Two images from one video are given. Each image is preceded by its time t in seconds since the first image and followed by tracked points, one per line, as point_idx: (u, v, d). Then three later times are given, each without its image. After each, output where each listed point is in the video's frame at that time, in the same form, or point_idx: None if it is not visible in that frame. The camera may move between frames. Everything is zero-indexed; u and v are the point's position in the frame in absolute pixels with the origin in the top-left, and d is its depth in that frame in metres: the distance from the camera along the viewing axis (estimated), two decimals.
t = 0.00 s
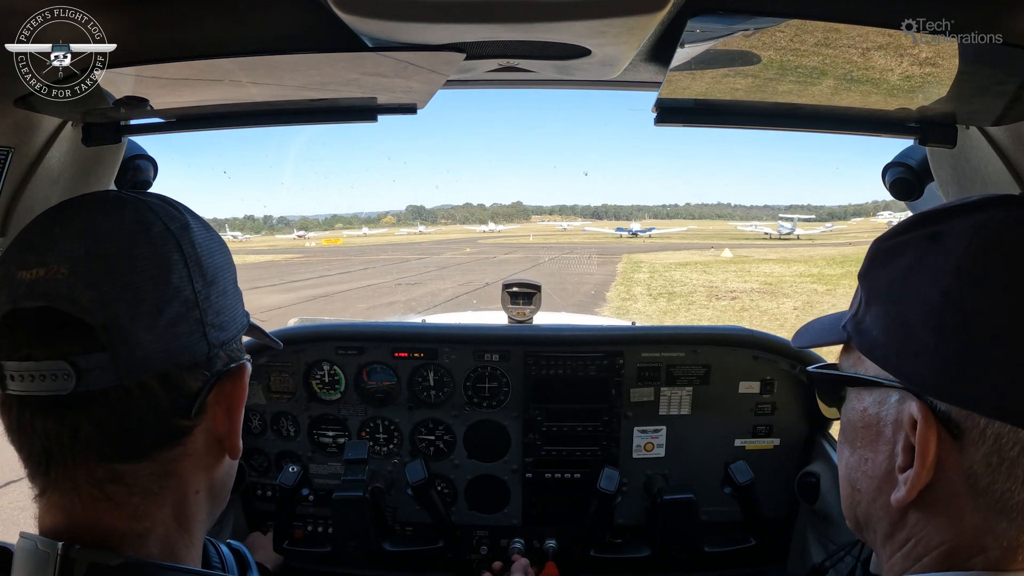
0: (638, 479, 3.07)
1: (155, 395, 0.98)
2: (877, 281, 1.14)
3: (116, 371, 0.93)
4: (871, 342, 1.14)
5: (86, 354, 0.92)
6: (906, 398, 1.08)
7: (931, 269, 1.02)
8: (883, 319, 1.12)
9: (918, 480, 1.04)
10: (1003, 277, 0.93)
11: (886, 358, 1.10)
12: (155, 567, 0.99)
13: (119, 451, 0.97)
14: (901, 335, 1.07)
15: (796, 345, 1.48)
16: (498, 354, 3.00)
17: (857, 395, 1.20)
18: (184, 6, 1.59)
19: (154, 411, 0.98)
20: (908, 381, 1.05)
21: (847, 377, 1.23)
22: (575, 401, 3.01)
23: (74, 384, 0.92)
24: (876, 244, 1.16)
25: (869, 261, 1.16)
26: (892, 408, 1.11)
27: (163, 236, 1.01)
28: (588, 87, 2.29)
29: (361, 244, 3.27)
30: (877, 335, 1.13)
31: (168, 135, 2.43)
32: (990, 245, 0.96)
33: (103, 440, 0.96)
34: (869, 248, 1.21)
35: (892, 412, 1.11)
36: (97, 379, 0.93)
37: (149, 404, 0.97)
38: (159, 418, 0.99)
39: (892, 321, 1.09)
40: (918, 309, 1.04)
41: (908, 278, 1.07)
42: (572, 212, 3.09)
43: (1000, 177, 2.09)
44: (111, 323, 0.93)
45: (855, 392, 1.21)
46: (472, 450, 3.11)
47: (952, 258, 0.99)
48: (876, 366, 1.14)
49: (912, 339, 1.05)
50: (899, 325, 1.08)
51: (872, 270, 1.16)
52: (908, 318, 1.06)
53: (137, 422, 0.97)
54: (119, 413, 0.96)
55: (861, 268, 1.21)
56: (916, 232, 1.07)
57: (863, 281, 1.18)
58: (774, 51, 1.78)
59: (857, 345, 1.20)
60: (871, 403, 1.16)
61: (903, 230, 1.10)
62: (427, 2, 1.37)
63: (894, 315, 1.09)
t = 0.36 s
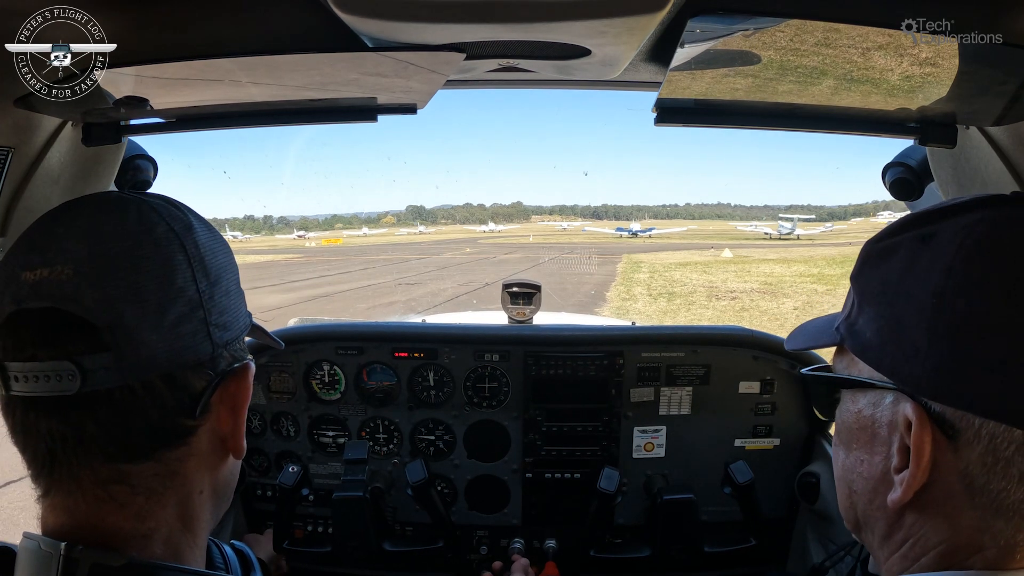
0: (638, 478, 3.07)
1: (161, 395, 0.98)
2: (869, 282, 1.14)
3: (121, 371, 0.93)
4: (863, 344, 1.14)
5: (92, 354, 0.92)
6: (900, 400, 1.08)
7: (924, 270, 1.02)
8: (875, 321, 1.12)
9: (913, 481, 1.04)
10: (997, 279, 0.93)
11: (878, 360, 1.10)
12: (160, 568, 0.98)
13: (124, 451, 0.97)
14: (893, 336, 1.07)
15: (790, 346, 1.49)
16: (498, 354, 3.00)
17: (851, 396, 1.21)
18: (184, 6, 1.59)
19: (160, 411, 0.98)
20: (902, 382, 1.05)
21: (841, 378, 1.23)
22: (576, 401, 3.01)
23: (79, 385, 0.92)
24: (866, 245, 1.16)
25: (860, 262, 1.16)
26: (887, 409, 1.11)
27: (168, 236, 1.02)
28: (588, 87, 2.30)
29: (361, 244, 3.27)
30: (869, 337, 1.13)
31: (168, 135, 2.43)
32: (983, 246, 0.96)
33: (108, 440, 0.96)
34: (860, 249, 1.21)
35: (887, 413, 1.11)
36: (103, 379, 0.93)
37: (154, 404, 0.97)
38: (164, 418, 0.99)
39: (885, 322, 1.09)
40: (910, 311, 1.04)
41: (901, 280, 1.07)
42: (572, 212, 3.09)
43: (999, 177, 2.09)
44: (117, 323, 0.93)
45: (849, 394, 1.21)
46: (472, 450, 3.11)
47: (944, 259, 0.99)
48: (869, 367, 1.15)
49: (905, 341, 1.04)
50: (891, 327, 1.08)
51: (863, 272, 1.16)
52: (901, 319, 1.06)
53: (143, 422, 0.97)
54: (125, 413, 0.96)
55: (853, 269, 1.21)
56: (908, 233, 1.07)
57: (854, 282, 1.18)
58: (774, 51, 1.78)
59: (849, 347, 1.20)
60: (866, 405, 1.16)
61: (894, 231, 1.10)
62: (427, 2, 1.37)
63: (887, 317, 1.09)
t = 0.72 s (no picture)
0: (637, 478, 3.07)
1: (158, 394, 0.98)
2: (866, 285, 1.13)
3: (118, 369, 0.93)
4: (861, 347, 1.13)
5: (89, 354, 0.92)
6: (901, 404, 1.07)
7: (922, 272, 1.02)
8: (874, 324, 1.11)
9: (917, 485, 1.03)
10: (995, 281, 0.94)
11: (879, 364, 1.09)
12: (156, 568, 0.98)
13: (121, 449, 0.97)
14: (893, 339, 1.06)
15: (781, 347, 1.48)
16: (498, 354, 3.00)
17: (848, 399, 1.20)
18: (183, 6, 1.59)
19: (156, 409, 0.98)
20: (903, 386, 1.04)
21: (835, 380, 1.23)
22: (576, 401, 3.01)
23: (76, 384, 0.92)
24: (861, 248, 1.15)
25: (856, 265, 1.15)
26: (887, 413, 1.11)
27: (165, 236, 1.02)
28: (588, 87, 2.30)
29: (361, 244, 3.27)
30: (867, 340, 1.12)
31: (168, 135, 2.43)
32: (981, 247, 0.96)
33: (106, 440, 0.96)
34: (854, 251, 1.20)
35: (886, 417, 1.11)
36: (100, 378, 0.93)
37: (151, 402, 0.98)
38: (161, 417, 0.99)
39: (883, 325, 1.08)
40: (910, 313, 1.03)
41: (899, 282, 1.06)
42: (572, 212, 3.09)
43: (999, 177, 2.09)
44: (114, 322, 0.93)
45: (846, 398, 1.21)
46: (472, 450, 3.11)
47: (942, 261, 1.00)
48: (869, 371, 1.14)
49: (906, 344, 1.04)
50: (891, 329, 1.07)
51: (859, 274, 1.15)
52: (900, 322, 1.05)
53: (139, 420, 0.97)
54: (122, 412, 0.96)
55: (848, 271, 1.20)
56: (904, 235, 1.07)
57: (849, 285, 1.17)
58: (774, 51, 1.78)
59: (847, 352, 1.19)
60: (864, 408, 1.16)
61: (891, 234, 1.09)
62: (426, 2, 1.37)
63: (885, 320, 1.08)
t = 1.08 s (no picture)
0: (637, 478, 3.07)
1: (165, 390, 0.98)
2: (855, 287, 1.11)
3: (126, 364, 0.94)
4: (852, 351, 1.11)
5: (97, 348, 0.92)
6: (898, 411, 1.06)
7: (916, 275, 1.01)
8: (865, 327, 1.09)
9: (918, 492, 1.02)
10: (993, 283, 0.94)
11: (873, 368, 1.07)
12: (159, 563, 0.99)
13: (127, 444, 0.98)
14: (887, 343, 1.05)
15: (763, 352, 1.46)
16: (498, 354, 3.00)
17: (839, 406, 1.19)
18: (183, 6, 1.59)
19: (163, 404, 0.99)
20: (899, 391, 1.03)
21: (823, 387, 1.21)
22: (576, 401, 3.01)
23: (84, 378, 0.92)
24: (846, 251, 1.13)
25: (841, 268, 1.13)
26: (881, 419, 1.10)
27: (173, 234, 1.02)
28: (588, 87, 2.30)
29: (361, 244, 3.27)
30: (859, 344, 1.10)
31: (167, 135, 2.43)
32: (976, 248, 0.97)
33: (113, 434, 0.96)
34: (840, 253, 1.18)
35: (881, 422, 1.10)
36: (108, 373, 0.93)
37: (157, 397, 0.98)
38: (167, 412, 0.99)
39: (876, 329, 1.06)
40: (904, 317, 1.02)
41: (891, 285, 1.05)
42: (572, 212, 3.10)
43: (1000, 178, 2.09)
44: (121, 318, 0.93)
45: (837, 404, 1.20)
46: (472, 450, 3.11)
47: (936, 262, 0.99)
48: (861, 377, 1.12)
49: (902, 348, 1.02)
50: (885, 332, 1.05)
51: (845, 276, 1.12)
52: (895, 325, 1.03)
53: (146, 415, 0.97)
54: (130, 406, 0.96)
55: (832, 274, 1.18)
56: (895, 236, 1.06)
57: (836, 287, 1.15)
58: (774, 51, 1.78)
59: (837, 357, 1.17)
60: (855, 415, 1.15)
61: (880, 235, 1.08)
62: (426, 2, 1.37)
63: (877, 323, 1.06)
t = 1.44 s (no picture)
0: (637, 479, 3.07)
1: (140, 388, 0.98)
2: (854, 286, 1.10)
3: (99, 362, 0.95)
4: (853, 351, 1.11)
5: (73, 346, 0.94)
6: (899, 411, 1.07)
7: (916, 275, 1.01)
8: (865, 327, 1.09)
9: (919, 492, 1.03)
10: (988, 282, 0.95)
11: (873, 368, 1.07)
12: (160, 562, 1.00)
13: (108, 442, 0.99)
14: (888, 343, 1.05)
15: (764, 353, 1.45)
16: (498, 354, 3.00)
17: (841, 406, 1.19)
18: (183, 6, 1.59)
19: (137, 403, 0.98)
20: (900, 392, 1.03)
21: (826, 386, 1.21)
22: (575, 401, 3.01)
23: (58, 376, 0.94)
24: (846, 251, 1.13)
25: (843, 268, 1.12)
26: (882, 419, 1.10)
27: (151, 232, 1.02)
28: (588, 87, 2.30)
29: (361, 244, 3.27)
30: (859, 344, 1.10)
31: (168, 135, 2.43)
32: (977, 249, 0.97)
33: (90, 432, 0.98)
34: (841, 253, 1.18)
35: (882, 422, 1.10)
36: (82, 371, 0.94)
37: (131, 395, 0.98)
38: (143, 411, 0.99)
39: (877, 330, 1.06)
40: (904, 316, 1.02)
41: (892, 284, 1.05)
42: (572, 212, 3.10)
43: (1000, 178, 2.09)
44: (92, 317, 0.94)
45: (838, 404, 1.20)
46: (472, 450, 3.11)
47: (935, 262, 0.99)
48: (862, 377, 1.12)
49: (902, 348, 1.02)
50: (885, 332, 1.05)
51: (845, 275, 1.12)
52: (895, 325, 1.03)
53: (122, 413, 0.98)
54: (105, 405, 0.97)
55: (834, 274, 1.18)
56: (893, 235, 1.06)
57: (836, 287, 1.15)
58: (774, 51, 1.78)
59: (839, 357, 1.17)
60: (857, 415, 1.15)
61: (880, 234, 1.07)
62: (426, 2, 1.37)
63: (877, 323, 1.06)
